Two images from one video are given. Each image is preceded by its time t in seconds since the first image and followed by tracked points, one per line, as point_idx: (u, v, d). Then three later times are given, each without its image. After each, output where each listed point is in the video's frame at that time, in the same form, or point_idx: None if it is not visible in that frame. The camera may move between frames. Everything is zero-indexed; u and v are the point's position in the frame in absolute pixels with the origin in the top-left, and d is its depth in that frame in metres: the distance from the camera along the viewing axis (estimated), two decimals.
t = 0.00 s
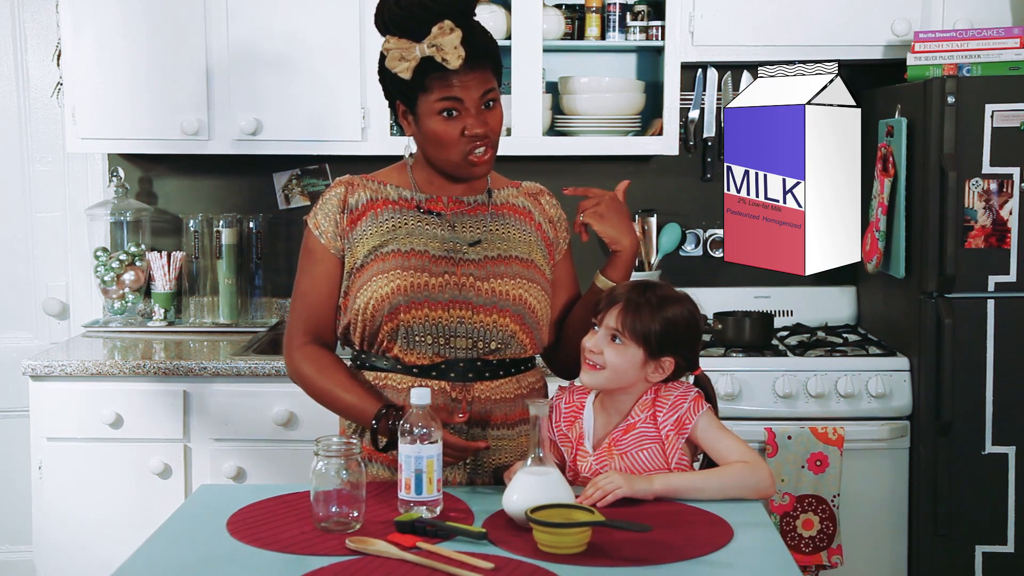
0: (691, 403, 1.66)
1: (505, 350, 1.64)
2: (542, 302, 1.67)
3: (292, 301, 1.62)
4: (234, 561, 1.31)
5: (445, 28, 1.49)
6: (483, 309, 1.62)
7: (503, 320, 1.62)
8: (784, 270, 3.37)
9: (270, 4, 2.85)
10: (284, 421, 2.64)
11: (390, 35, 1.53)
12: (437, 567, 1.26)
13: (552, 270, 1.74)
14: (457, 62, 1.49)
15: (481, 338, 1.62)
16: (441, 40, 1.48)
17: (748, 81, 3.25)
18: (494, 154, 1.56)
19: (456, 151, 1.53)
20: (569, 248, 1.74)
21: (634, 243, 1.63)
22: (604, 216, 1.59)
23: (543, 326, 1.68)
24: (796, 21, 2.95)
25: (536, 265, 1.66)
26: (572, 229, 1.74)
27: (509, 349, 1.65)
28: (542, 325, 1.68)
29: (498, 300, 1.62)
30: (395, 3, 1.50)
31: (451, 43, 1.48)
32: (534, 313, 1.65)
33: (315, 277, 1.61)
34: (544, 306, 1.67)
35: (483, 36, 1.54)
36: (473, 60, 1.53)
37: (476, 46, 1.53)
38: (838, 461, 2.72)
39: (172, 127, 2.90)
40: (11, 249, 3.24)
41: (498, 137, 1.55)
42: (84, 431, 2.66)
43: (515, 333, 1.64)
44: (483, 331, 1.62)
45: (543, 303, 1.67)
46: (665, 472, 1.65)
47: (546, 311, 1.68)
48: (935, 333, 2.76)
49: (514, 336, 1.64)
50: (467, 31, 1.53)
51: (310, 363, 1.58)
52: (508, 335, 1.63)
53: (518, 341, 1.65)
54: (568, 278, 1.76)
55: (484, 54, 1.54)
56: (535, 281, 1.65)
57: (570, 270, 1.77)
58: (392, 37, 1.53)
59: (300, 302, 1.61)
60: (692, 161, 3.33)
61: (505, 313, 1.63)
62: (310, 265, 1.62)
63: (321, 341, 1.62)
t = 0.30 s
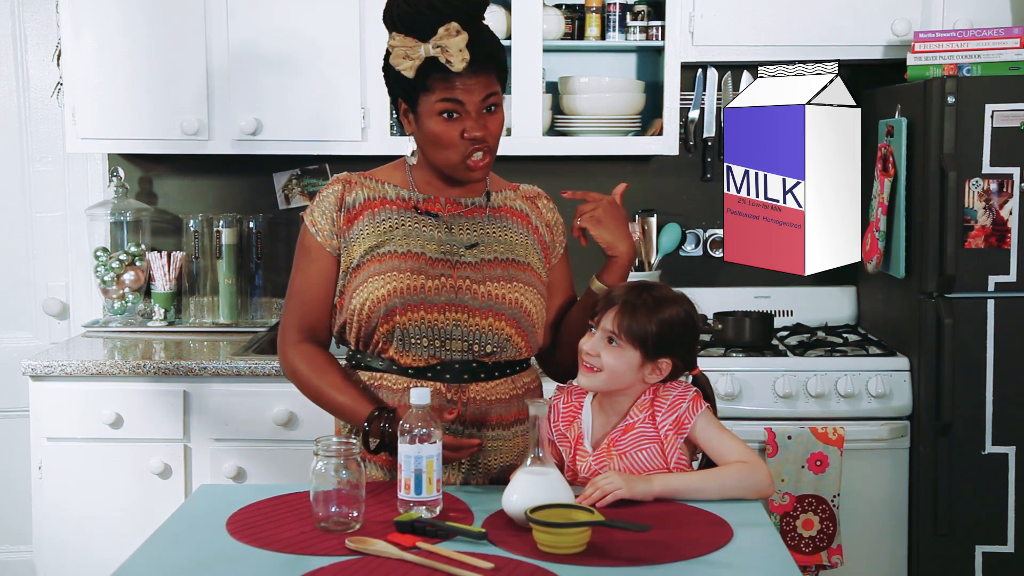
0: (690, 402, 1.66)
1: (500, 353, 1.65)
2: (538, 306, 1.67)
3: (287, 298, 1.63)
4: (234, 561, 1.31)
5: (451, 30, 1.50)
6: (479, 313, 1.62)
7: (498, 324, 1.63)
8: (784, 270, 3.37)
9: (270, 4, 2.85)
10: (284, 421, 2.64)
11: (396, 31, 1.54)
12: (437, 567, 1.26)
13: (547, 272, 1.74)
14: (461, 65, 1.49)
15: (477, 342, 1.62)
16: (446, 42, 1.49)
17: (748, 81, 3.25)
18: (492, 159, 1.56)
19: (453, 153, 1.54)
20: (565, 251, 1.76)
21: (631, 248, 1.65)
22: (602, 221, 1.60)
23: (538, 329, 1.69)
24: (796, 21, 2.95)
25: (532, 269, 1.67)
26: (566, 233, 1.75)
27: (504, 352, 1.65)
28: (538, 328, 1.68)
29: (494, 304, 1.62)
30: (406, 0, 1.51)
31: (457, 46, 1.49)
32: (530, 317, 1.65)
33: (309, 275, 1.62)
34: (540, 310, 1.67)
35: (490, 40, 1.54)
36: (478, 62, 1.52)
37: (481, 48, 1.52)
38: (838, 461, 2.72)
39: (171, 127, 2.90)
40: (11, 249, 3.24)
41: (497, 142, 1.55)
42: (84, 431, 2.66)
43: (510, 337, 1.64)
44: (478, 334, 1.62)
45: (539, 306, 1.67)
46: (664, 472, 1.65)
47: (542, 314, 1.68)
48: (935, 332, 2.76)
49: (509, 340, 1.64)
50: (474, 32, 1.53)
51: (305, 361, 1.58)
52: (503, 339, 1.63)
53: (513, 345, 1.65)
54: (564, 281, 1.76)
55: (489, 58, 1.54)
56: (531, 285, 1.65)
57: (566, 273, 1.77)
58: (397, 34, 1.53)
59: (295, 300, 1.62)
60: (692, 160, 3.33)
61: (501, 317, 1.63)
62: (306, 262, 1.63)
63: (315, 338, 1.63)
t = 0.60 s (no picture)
0: (690, 402, 1.66)
1: (498, 357, 1.65)
2: (535, 309, 1.67)
3: (284, 298, 1.64)
4: (233, 561, 1.31)
5: (440, 16, 1.50)
6: (478, 316, 1.62)
7: (497, 327, 1.63)
8: (784, 270, 3.37)
9: (270, 4, 2.85)
10: (284, 421, 2.64)
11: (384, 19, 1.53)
12: (437, 567, 1.26)
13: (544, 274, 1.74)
14: (452, 50, 1.49)
15: (475, 345, 1.63)
16: (436, 28, 1.49)
17: (748, 81, 3.25)
18: (484, 148, 1.56)
19: (445, 139, 1.54)
20: (563, 252, 1.75)
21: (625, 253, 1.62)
22: (599, 225, 1.58)
23: (535, 331, 1.69)
24: (796, 21, 2.95)
25: (530, 272, 1.67)
26: (564, 235, 1.74)
27: (502, 356, 1.65)
28: (534, 330, 1.68)
29: (493, 308, 1.62)
30: None
31: (446, 31, 1.49)
32: (527, 320, 1.66)
33: (307, 276, 1.62)
34: (537, 312, 1.68)
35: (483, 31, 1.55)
36: (470, 50, 1.53)
37: (473, 36, 1.53)
38: (838, 461, 2.72)
39: (172, 127, 2.90)
40: (11, 249, 3.24)
41: (488, 132, 1.56)
42: (84, 431, 2.66)
43: (509, 340, 1.64)
44: (477, 339, 1.62)
45: (537, 309, 1.67)
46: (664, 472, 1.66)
47: (538, 317, 1.68)
48: (935, 332, 2.76)
49: (507, 344, 1.64)
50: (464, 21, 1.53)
51: (302, 362, 1.60)
52: (501, 343, 1.64)
53: (512, 348, 1.65)
54: (560, 284, 1.76)
55: (481, 46, 1.55)
56: (529, 288, 1.66)
57: (563, 275, 1.76)
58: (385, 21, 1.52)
59: (293, 300, 1.63)
60: (692, 160, 3.33)
61: (499, 321, 1.63)
62: (303, 262, 1.63)
63: (313, 339, 1.64)
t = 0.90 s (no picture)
0: (691, 402, 1.66)
1: (492, 361, 1.65)
2: (530, 315, 1.69)
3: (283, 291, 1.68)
4: (233, 561, 1.31)
5: (439, 10, 1.59)
6: (471, 323, 1.63)
7: (490, 334, 1.64)
8: (784, 270, 3.37)
9: (270, 5, 2.85)
10: (284, 420, 2.64)
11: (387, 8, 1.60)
12: (437, 568, 1.26)
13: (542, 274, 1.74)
14: (449, 44, 1.58)
15: (469, 351, 1.64)
16: (434, 21, 1.58)
17: (748, 81, 3.26)
18: (476, 148, 1.64)
19: (434, 138, 1.62)
20: (562, 250, 1.74)
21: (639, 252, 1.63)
22: (609, 220, 1.61)
23: (531, 335, 1.70)
24: (796, 21, 2.95)
25: (524, 277, 1.68)
26: (563, 233, 1.73)
27: (496, 361, 1.66)
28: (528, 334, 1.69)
29: (486, 314, 1.64)
30: None
31: (445, 27, 1.58)
32: (521, 327, 1.67)
33: (302, 271, 1.66)
34: (532, 317, 1.69)
35: (483, 29, 1.61)
36: (468, 48, 1.60)
37: (472, 34, 1.60)
38: (838, 461, 2.72)
39: (172, 127, 2.90)
40: (11, 249, 3.24)
41: (482, 132, 1.63)
42: (85, 431, 2.66)
43: (503, 346, 1.65)
44: (470, 344, 1.63)
45: (532, 314, 1.69)
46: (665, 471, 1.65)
47: (532, 323, 1.69)
48: (935, 332, 2.76)
49: (500, 349, 1.65)
50: (466, 18, 1.60)
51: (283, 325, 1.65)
52: (494, 348, 1.65)
53: (507, 354, 1.66)
54: (561, 282, 1.76)
55: (478, 45, 1.61)
56: (523, 294, 1.67)
57: (563, 272, 1.76)
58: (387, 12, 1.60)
59: (289, 293, 1.67)
60: (692, 161, 3.33)
61: (491, 328, 1.64)
62: (299, 257, 1.66)
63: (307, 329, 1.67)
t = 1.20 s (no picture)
0: (692, 402, 1.66)
1: (493, 364, 1.65)
2: (531, 317, 1.68)
3: (288, 291, 1.70)
4: (233, 561, 1.31)
5: (450, 53, 1.47)
6: (473, 325, 1.63)
7: (492, 336, 1.64)
8: (784, 270, 3.37)
9: (270, 5, 2.85)
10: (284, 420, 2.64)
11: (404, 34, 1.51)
12: (437, 568, 1.26)
13: (543, 275, 1.75)
14: (453, 90, 1.48)
15: (470, 353, 1.63)
16: (443, 65, 1.47)
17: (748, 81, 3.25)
18: (472, 179, 1.57)
19: (431, 167, 1.55)
20: (561, 254, 1.77)
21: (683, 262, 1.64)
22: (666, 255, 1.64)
23: (532, 338, 1.71)
24: (795, 22, 2.95)
25: (527, 280, 1.68)
26: (564, 237, 1.76)
27: (497, 363, 1.65)
28: (529, 336, 1.69)
29: (488, 317, 1.63)
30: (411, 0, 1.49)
31: (453, 70, 1.47)
32: (522, 330, 1.67)
33: (305, 268, 1.68)
34: (533, 320, 1.69)
35: (498, 68, 1.51)
36: (478, 89, 1.50)
37: (484, 76, 1.49)
38: (838, 461, 2.72)
39: (172, 127, 2.90)
40: (11, 249, 3.24)
41: (481, 164, 1.55)
42: (85, 431, 2.66)
43: (505, 349, 1.65)
44: (471, 347, 1.63)
45: (533, 317, 1.69)
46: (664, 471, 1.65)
47: (533, 326, 1.69)
48: (935, 332, 2.76)
49: (501, 352, 1.65)
50: (481, 56, 1.49)
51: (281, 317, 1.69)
52: (496, 351, 1.64)
53: (509, 357, 1.66)
54: (560, 282, 1.78)
55: (490, 85, 1.50)
56: (526, 298, 1.67)
57: (561, 273, 1.79)
58: (402, 39, 1.50)
59: (293, 293, 1.69)
60: (692, 161, 3.33)
61: (494, 330, 1.64)
62: (302, 256, 1.68)
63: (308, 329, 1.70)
